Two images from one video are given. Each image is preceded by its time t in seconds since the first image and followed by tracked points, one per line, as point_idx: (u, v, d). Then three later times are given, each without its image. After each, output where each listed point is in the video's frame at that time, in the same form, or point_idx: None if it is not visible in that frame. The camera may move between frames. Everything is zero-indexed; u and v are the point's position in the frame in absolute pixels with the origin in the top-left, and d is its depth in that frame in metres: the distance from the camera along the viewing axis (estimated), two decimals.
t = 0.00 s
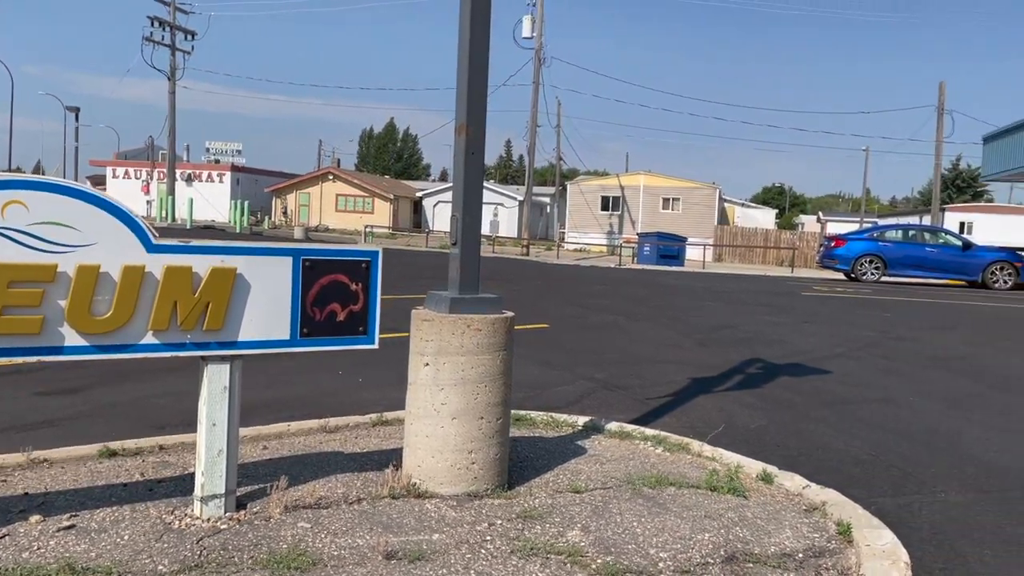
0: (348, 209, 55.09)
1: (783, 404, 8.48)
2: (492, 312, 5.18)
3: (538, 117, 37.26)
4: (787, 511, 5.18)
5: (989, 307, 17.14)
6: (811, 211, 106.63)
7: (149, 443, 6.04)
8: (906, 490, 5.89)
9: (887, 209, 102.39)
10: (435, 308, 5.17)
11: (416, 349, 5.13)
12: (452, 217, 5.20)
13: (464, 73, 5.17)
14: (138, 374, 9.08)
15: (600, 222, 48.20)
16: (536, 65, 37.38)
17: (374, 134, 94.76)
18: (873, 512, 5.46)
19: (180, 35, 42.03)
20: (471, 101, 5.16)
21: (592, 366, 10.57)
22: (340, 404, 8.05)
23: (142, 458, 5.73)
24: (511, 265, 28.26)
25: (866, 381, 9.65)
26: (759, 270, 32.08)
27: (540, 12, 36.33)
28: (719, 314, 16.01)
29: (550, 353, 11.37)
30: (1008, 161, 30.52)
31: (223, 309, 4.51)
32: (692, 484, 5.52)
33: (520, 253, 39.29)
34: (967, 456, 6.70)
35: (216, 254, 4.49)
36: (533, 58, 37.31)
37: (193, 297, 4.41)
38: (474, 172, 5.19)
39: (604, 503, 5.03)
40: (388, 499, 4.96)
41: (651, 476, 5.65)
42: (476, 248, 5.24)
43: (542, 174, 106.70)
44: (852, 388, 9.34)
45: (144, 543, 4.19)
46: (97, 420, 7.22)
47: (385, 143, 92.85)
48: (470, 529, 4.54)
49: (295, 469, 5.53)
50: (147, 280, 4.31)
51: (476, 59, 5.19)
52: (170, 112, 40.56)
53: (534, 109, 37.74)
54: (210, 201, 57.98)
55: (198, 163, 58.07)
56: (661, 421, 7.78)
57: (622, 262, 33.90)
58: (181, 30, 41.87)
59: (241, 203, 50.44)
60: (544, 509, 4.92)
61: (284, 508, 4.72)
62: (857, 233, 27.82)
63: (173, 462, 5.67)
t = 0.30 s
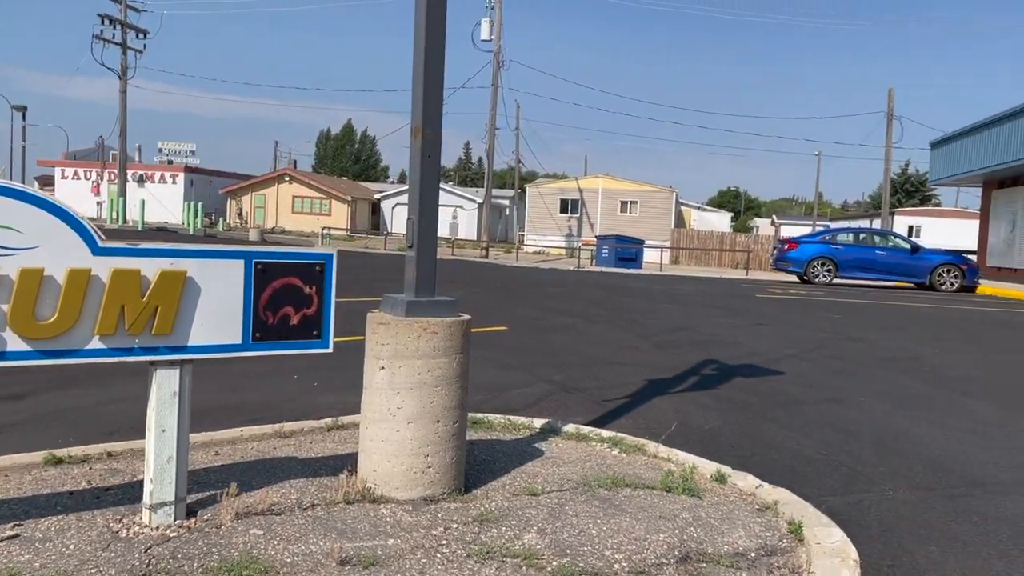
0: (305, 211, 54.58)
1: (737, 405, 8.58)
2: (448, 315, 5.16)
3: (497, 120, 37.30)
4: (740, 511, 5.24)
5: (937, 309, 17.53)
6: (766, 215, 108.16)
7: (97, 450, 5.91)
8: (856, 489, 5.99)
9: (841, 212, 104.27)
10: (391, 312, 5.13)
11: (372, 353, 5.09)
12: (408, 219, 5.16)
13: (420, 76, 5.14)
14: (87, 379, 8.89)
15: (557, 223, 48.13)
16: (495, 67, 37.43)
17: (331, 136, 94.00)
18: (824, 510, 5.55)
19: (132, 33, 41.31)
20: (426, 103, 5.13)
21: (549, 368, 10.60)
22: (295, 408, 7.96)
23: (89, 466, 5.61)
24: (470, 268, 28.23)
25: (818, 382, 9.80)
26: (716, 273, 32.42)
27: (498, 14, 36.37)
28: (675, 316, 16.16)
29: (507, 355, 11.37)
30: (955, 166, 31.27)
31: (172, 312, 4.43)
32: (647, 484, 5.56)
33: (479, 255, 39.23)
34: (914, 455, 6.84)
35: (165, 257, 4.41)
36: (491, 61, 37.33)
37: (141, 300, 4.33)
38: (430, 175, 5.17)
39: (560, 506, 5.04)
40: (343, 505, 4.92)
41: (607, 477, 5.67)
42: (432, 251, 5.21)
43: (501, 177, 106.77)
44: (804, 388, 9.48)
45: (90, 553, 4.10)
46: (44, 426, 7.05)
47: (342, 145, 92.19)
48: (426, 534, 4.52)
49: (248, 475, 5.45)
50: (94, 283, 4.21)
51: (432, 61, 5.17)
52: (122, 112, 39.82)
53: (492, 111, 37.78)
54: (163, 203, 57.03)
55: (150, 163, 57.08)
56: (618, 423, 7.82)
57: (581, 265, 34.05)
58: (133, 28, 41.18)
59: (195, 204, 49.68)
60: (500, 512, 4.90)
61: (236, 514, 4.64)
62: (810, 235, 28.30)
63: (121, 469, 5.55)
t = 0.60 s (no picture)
0: (269, 213, 54.08)
1: (701, 406, 8.64)
2: (412, 317, 5.13)
3: (464, 122, 37.27)
4: (703, 511, 5.28)
5: (897, 310, 17.82)
6: (730, 217, 109.27)
7: (53, 456, 5.80)
8: (817, 488, 6.06)
9: (805, 215, 105.57)
10: (355, 314, 5.09)
11: (335, 355, 5.05)
12: (372, 222, 5.12)
13: (384, 77, 5.11)
14: (44, 384, 8.71)
15: (525, 226, 48.33)
16: (461, 69, 37.41)
17: (296, 137, 93.32)
18: (786, 510, 5.60)
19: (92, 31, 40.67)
20: (390, 104, 5.10)
21: (515, 370, 10.59)
22: (258, 412, 7.87)
23: (45, 472, 5.49)
24: (436, 270, 28.16)
25: (781, 383, 9.91)
26: (681, 275, 32.68)
27: (464, 16, 36.36)
28: (641, 318, 16.24)
29: (473, 357, 11.35)
30: (914, 168, 31.78)
31: (130, 316, 4.36)
32: (612, 486, 5.58)
33: (446, 256, 39.14)
34: (874, 454, 6.94)
35: (123, 259, 4.33)
36: (459, 63, 37.30)
37: (98, 304, 4.26)
38: (394, 176, 5.13)
39: (525, 508, 5.04)
40: (305, 510, 4.87)
41: (572, 479, 5.68)
42: (397, 253, 5.17)
43: (468, 179, 106.73)
44: (767, 389, 9.57)
45: (45, 561, 4.02)
46: None
47: (308, 146, 91.57)
48: (390, 537, 4.49)
49: (209, 480, 5.38)
50: (48, 286, 4.13)
51: (396, 62, 5.14)
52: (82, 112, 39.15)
53: (459, 113, 37.76)
54: (123, 204, 56.16)
55: (110, 164, 56.19)
56: (583, 425, 7.84)
57: (547, 267, 34.13)
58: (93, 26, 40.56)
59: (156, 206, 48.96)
60: (464, 516, 4.89)
61: (196, 520, 4.58)
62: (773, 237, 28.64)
63: (78, 475, 5.44)
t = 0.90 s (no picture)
0: (224, 214, 53.35)
1: (657, 408, 8.71)
2: (367, 320, 5.08)
3: (423, 124, 37.23)
4: (657, 511, 5.32)
5: (846, 312, 18.16)
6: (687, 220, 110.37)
7: None
8: (769, 488, 6.14)
9: (759, 218, 107.05)
10: (309, 318, 5.04)
11: (288, 360, 4.98)
12: (327, 224, 5.07)
13: (339, 79, 5.07)
14: None
15: (484, 229, 48.33)
16: (420, 71, 37.34)
17: (252, 138, 92.25)
18: (738, 510, 5.67)
19: (41, 28, 39.84)
20: (346, 106, 5.06)
21: (472, 373, 10.58)
22: (211, 417, 7.76)
23: None
24: (395, 273, 28.03)
25: (734, 384, 10.04)
26: (638, 277, 32.96)
27: (423, 18, 36.28)
28: (599, 320, 16.34)
29: (431, 361, 11.32)
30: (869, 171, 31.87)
31: (76, 319, 4.26)
32: (567, 488, 5.59)
33: (405, 258, 38.95)
34: (825, 454, 7.05)
35: (68, 262, 4.22)
36: (418, 65, 37.22)
37: (43, 308, 4.14)
38: (349, 178, 5.09)
39: (481, 511, 5.03)
40: (258, 516, 4.81)
41: (527, 481, 5.68)
42: (351, 254, 5.12)
43: (427, 181, 106.42)
44: (722, 390, 9.68)
45: None
46: None
47: (264, 146, 90.58)
48: (343, 543, 4.45)
49: (159, 487, 5.28)
50: None
51: (350, 64, 5.10)
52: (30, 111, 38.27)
53: (418, 115, 37.67)
54: (73, 205, 55.00)
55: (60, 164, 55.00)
56: (540, 427, 7.85)
57: (506, 269, 34.17)
58: (43, 23, 39.73)
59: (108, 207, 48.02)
60: (419, 520, 4.86)
61: (144, 528, 4.50)
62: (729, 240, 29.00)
63: (22, 484, 5.31)
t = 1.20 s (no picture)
0: (186, 215, 52.65)
1: (622, 409, 8.75)
2: (330, 323, 5.04)
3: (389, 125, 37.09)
4: (621, 513, 5.34)
5: (808, 313, 18.41)
6: (652, 223, 111.10)
7: None
8: (731, 488, 6.19)
9: (722, 221, 108.07)
10: (271, 321, 4.99)
11: (249, 363, 4.93)
12: (290, 226, 5.01)
13: (301, 79, 5.02)
14: None
15: (451, 231, 48.21)
16: (386, 72, 37.19)
17: (215, 138, 91.22)
18: (702, 510, 5.71)
19: None
20: (308, 106, 5.02)
21: (438, 375, 10.55)
22: (172, 422, 7.65)
23: None
24: (361, 275, 27.86)
25: (698, 385, 10.11)
26: (604, 279, 33.10)
27: (389, 19, 36.14)
28: (564, 322, 16.38)
29: (396, 363, 11.26)
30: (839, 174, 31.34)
31: (31, 323, 4.18)
32: (532, 490, 5.59)
33: (371, 260, 38.73)
34: (787, 453, 7.13)
35: (22, 264, 4.14)
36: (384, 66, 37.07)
37: None
38: (312, 179, 5.04)
39: (445, 515, 5.01)
40: (218, 522, 4.75)
41: (492, 484, 5.67)
42: (314, 257, 5.08)
43: (393, 183, 105.99)
44: (686, 391, 9.75)
45: None
46: None
47: (227, 147, 89.60)
48: (305, 548, 4.41)
49: (117, 493, 5.20)
50: None
51: (314, 64, 5.06)
52: None
53: (384, 116, 37.52)
54: (30, 205, 53.91)
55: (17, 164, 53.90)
56: (505, 429, 7.85)
57: (473, 271, 34.11)
58: None
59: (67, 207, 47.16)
60: (383, 524, 4.83)
61: (101, 535, 4.42)
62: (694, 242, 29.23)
63: None
